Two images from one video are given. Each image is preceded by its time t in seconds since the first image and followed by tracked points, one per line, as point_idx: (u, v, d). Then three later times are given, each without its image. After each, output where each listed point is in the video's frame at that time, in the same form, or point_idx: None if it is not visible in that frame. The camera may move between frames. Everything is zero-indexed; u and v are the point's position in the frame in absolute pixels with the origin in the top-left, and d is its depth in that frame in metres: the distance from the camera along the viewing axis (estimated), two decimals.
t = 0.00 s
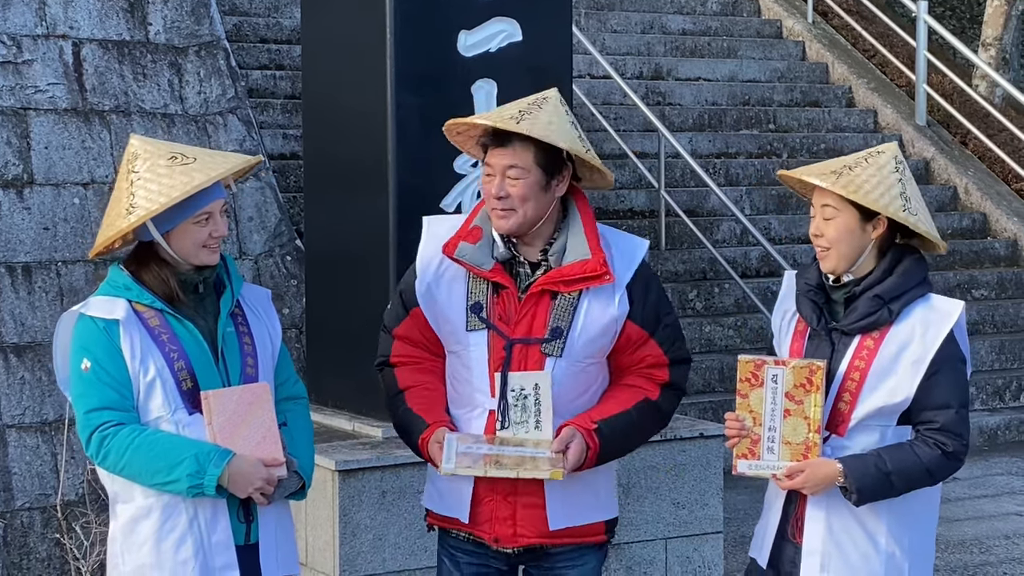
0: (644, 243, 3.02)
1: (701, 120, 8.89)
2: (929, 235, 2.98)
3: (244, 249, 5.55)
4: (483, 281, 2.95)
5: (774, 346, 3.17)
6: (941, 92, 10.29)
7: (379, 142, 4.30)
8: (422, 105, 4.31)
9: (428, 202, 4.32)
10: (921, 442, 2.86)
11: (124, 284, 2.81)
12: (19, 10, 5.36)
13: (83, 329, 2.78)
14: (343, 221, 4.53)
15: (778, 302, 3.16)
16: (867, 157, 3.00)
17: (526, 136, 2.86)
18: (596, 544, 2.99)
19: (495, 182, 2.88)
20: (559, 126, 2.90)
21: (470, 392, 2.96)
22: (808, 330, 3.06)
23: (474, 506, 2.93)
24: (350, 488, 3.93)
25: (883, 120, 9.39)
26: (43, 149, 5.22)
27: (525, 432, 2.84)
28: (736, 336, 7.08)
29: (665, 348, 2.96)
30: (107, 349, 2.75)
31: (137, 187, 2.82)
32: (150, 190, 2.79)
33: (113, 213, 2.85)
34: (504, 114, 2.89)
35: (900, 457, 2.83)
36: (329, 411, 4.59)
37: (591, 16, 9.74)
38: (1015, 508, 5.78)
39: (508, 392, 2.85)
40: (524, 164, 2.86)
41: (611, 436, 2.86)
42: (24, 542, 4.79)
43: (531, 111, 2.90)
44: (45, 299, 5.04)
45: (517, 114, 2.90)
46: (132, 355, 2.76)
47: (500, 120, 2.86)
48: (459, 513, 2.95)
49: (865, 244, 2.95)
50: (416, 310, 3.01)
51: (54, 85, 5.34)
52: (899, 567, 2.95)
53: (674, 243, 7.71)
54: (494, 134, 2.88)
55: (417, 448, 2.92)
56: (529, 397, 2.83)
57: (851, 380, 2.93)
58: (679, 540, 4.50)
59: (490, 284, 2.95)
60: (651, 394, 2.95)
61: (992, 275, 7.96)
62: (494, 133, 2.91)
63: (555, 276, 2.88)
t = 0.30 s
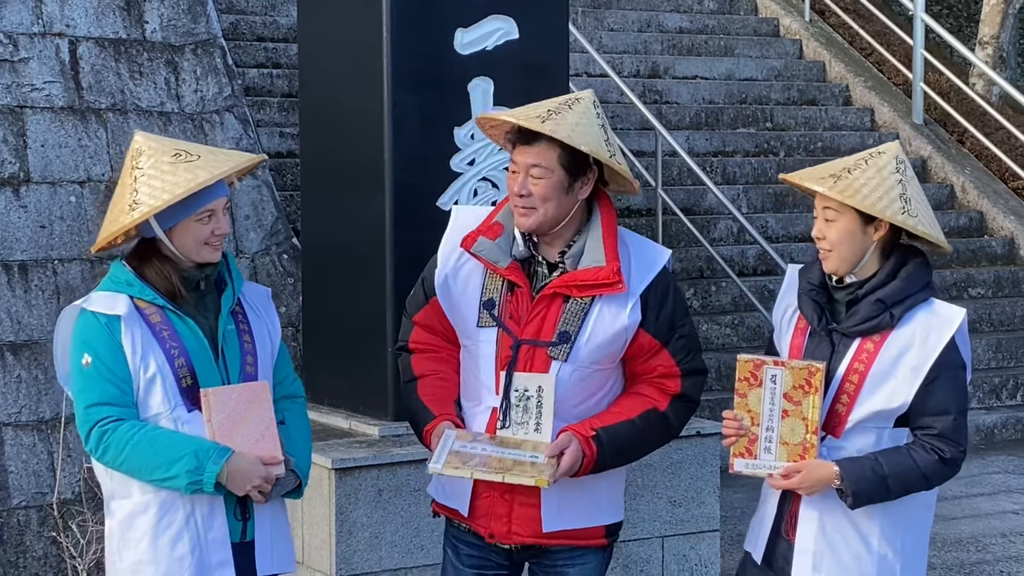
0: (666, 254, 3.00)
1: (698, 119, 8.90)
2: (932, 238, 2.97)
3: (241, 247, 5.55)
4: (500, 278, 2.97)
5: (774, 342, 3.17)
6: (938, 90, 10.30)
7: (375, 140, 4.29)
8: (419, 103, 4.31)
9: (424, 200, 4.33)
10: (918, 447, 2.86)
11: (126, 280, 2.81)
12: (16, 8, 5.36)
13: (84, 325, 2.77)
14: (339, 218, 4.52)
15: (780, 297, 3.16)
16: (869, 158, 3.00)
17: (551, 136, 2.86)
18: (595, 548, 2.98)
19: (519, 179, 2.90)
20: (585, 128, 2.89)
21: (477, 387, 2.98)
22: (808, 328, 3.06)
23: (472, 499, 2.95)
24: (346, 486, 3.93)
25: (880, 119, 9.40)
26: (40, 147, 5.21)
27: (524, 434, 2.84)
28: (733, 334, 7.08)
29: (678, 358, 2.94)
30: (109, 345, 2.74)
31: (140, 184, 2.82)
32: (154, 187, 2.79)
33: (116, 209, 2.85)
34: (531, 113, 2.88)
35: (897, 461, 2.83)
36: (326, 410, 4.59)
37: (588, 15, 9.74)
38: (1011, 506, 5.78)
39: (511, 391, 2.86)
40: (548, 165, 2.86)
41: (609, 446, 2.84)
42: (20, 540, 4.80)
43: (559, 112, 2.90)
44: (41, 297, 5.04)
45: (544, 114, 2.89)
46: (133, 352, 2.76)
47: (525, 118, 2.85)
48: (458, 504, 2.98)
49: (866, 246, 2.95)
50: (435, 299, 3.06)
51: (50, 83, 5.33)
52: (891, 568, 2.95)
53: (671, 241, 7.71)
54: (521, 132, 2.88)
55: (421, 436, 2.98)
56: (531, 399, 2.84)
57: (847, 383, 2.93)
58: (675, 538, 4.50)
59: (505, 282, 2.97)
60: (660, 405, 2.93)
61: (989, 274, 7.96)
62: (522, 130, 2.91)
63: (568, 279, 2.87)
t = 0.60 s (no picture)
0: (648, 244, 3.02)
1: (695, 118, 8.90)
2: (931, 242, 2.97)
3: (237, 246, 5.55)
4: (486, 274, 2.96)
5: (771, 340, 3.16)
6: (935, 89, 10.30)
7: (372, 139, 4.29)
8: (416, 102, 4.30)
9: (421, 199, 4.32)
10: (917, 449, 2.85)
11: (108, 280, 2.80)
12: (11, 6, 5.38)
13: (67, 326, 2.76)
14: (335, 217, 4.53)
15: (777, 294, 3.14)
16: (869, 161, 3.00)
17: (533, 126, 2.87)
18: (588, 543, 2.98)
19: (501, 173, 2.89)
20: (565, 119, 2.90)
21: (467, 384, 2.96)
22: (807, 328, 3.05)
23: (465, 498, 2.93)
24: (343, 485, 3.93)
25: (877, 118, 9.40)
26: (36, 146, 5.21)
27: (521, 424, 2.83)
28: (730, 333, 7.08)
29: (665, 348, 2.96)
30: (92, 345, 2.73)
31: (120, 180, 2.81)
32: (134, 183, 2.79)
33: (97, 205, 2.85)
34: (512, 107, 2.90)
35: (896, 463, 2.83)
36: (322, 408, 4.59)
37: (584, 14, 9.74)
38: (1007, 505, 5.78)
39: (505, 383, 2.85)
40: (530, 155, 2.86)
41: (606, 433, 2.85)
42: (16, 539, 4.80)
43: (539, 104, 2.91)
44: (37, 296, 5.04)
45: (524, 106, 2.91)
46: (117, 352, 2.75)
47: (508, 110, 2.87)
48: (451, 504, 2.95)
49: (865, 249, 2.95)
50: (419, 301, 3.03)
51: (46, 82, 5.33)
52: (887, 568, 2.95)
53: (668, 240, 7.71)
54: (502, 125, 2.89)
55: (414, 437, 2.93)
56: (526, 389, 2.83)
57: (848, 385, 2.93)
58: (671, 536, 4.50)
59: (492, 277, 2.96)
60: (650, 395, 2.94)
61: (985, 272, 7.97)
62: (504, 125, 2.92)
63: (555, 270, 2.88)
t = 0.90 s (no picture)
0: (618, 233, 3.05)
1: (692, 116, 8.90)
2: (928, 241, 2.98)
3: (235, 245, 5.56)
4: (463, 273, 2.94)
5: (765, 340, 3.16)
6: (932, 88, 10.31)
7: (368, 138, 4.29)
8: (413, 101, 4.30)
9: (418, 198, 4.32)
10: (916, 445, 2.86)
11: (85, 280, 2.79)
12: (9, 5, 5.37)
13: (43, 325, 2.75)
14: (332, 216, 4.53)
15: (772, 295, 3.13)
16: (869, 157, 3.00)
17: (498, 123, 2.87)
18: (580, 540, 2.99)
19: (468, 172, 2.89)
20: (529, 112, 2.91)
21: (450, 383, 2.95)
22: (803, 326, 3.05)
23: (459, 498, 2.92)
24: (340, 484, 3.94)
25: (874, 117, 9.41)
26: (33, 144, 5.21)
27: (511, 420, 2.87)
28: (727, 332, 7.09)
29: (644, 337, 2.98)
30: (68, 346, 2.73)
31: (99, 177, 2.81)
32: (114, 180, 2.78)
33: (75, 203, 2.84)
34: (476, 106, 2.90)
35: (895, 460, 2.84)
36: (319, 407, 4.59)
37: (582, 13, 9.74)
38: (1004, 504, 5.79)
39: (493, 380, 2.86)
40: (497, 153, 2.86)
41: (596, 422, 2.88)
42: (14, 538, 4.80)
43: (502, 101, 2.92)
44: (34, 294, 5.05)
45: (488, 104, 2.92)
46: (94, 353, 2.75)
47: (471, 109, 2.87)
48: (444, 506, 2.94)
49: (863, 245, 2.96)
50: (394, 307, 3.00)
51: (43, 80, 5.33)
52: (887, 567, 2.95)
53: (665, 239, 7.72)
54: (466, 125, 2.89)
55: (402, 443, 2.89)
56: (514, 383, 2.86)
57: (846, 382, 2.93)
58: (669, 535, 4.50)
59: (469, 276, 2.94)
60: (633, 383, 2.97)
61: (982, 271, 7.98)
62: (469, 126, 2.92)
63: (534, 264, 2.88)
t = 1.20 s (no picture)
0: (601, 227, 3.07)
1: (690, 114, 8.90)
2: (924, 233, 2.98)
3: (233, 243, 5.56)
4: (447, 278, 2.94)
5: (762, 338, 3.15)
6: (930, 86, 10.32)
7: (367, 136, 4.29)
8: (411, 99, 4.30)
9: (416, 196, 4.32)
10: (914, 439, 2.87)
11: (74, 279, 2.79)
12: (6, 4, 5.36)
13: (32, 325, 2.75)
14: (330, 214, 4.53)
15: (767, 294, 3.14)
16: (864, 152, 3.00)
17: (475, 132, 2.85)
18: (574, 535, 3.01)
19: (449, 182, 2.88)
20: (507, 120, 2.90)
21: (440, 389, 2.96)
22: (800, 323, 3.05)
23: (454, 504, 2.92)
24: (338, 482, 3.94)
25: (872, 115, 9.42)
26: (31, 143, 5.22)
27: (504, 424, 2.90)
28: (724, 330, 7.09)
29: (630, 331, 3.01)
30: (58, 345, 2.73)
31: (87, 175, 2.80)
32: (103, 179, 2.78)
33: (62, 201, 2.83)
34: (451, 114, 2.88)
35: (894, 454, 2.85)
36: (317, 405, 4.60)
37: (580, 11, 9.74)
38: (1002, 502, 5.80)
39: (483, 386, 2.88)
40: (477, 161, 2.86)
41: (588, 422, 2.90)
42: (12, 537, 4.80)
43: (476, 107, 2.90)
44: (33, 292, 5.09)
45: (464, 111, 2.90)
46: (84, 352, 2.75)
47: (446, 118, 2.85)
48: (439, 511, 2.93)
49: (859, 240, 2.96)
50: (378, 313, 2.99)
51: (41, 79, 5.33)
52: (886, 563, 2.96)
53: (663, 237, 7.73)
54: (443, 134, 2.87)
55: (393, 451, 2.88)
56: (505, 388, 2.88)
57: (845, 375, 2.93)
58: (667, 533, 4.50)
59: (454, 280, 2.94)
60: (621, 377, 2.99)
61: (980, 269, 7.99)
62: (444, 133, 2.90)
63: (519, 265, 2.88)
